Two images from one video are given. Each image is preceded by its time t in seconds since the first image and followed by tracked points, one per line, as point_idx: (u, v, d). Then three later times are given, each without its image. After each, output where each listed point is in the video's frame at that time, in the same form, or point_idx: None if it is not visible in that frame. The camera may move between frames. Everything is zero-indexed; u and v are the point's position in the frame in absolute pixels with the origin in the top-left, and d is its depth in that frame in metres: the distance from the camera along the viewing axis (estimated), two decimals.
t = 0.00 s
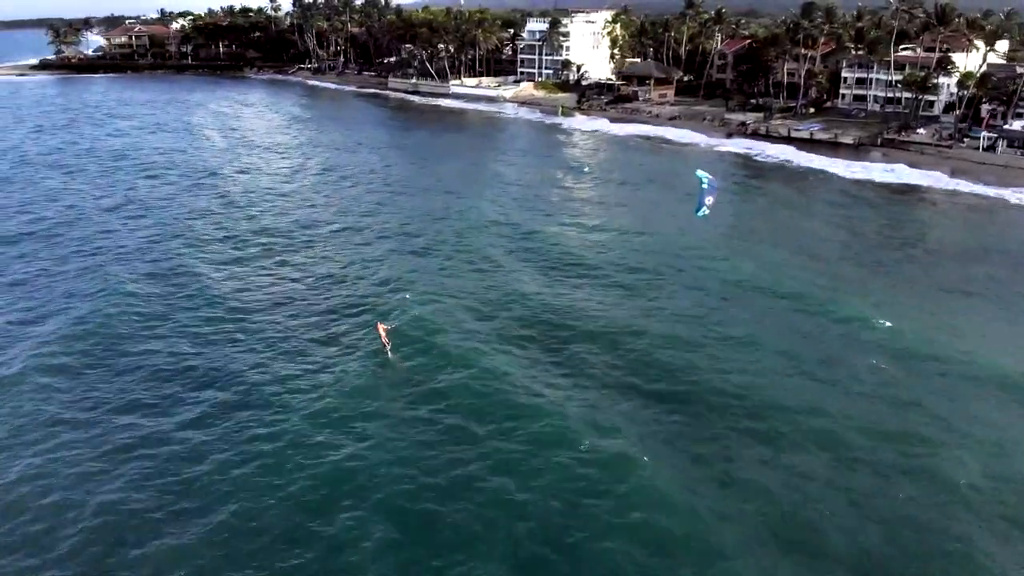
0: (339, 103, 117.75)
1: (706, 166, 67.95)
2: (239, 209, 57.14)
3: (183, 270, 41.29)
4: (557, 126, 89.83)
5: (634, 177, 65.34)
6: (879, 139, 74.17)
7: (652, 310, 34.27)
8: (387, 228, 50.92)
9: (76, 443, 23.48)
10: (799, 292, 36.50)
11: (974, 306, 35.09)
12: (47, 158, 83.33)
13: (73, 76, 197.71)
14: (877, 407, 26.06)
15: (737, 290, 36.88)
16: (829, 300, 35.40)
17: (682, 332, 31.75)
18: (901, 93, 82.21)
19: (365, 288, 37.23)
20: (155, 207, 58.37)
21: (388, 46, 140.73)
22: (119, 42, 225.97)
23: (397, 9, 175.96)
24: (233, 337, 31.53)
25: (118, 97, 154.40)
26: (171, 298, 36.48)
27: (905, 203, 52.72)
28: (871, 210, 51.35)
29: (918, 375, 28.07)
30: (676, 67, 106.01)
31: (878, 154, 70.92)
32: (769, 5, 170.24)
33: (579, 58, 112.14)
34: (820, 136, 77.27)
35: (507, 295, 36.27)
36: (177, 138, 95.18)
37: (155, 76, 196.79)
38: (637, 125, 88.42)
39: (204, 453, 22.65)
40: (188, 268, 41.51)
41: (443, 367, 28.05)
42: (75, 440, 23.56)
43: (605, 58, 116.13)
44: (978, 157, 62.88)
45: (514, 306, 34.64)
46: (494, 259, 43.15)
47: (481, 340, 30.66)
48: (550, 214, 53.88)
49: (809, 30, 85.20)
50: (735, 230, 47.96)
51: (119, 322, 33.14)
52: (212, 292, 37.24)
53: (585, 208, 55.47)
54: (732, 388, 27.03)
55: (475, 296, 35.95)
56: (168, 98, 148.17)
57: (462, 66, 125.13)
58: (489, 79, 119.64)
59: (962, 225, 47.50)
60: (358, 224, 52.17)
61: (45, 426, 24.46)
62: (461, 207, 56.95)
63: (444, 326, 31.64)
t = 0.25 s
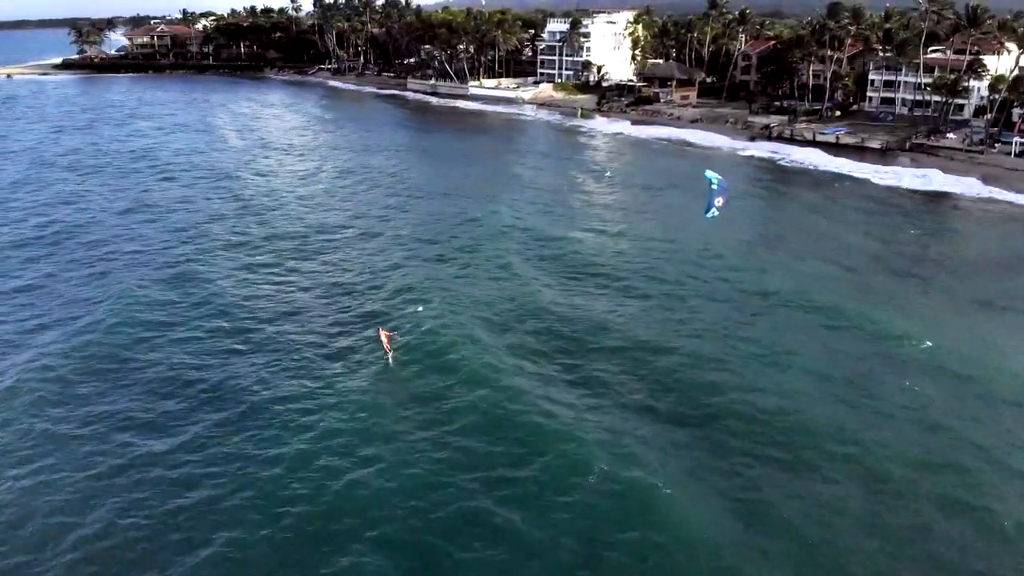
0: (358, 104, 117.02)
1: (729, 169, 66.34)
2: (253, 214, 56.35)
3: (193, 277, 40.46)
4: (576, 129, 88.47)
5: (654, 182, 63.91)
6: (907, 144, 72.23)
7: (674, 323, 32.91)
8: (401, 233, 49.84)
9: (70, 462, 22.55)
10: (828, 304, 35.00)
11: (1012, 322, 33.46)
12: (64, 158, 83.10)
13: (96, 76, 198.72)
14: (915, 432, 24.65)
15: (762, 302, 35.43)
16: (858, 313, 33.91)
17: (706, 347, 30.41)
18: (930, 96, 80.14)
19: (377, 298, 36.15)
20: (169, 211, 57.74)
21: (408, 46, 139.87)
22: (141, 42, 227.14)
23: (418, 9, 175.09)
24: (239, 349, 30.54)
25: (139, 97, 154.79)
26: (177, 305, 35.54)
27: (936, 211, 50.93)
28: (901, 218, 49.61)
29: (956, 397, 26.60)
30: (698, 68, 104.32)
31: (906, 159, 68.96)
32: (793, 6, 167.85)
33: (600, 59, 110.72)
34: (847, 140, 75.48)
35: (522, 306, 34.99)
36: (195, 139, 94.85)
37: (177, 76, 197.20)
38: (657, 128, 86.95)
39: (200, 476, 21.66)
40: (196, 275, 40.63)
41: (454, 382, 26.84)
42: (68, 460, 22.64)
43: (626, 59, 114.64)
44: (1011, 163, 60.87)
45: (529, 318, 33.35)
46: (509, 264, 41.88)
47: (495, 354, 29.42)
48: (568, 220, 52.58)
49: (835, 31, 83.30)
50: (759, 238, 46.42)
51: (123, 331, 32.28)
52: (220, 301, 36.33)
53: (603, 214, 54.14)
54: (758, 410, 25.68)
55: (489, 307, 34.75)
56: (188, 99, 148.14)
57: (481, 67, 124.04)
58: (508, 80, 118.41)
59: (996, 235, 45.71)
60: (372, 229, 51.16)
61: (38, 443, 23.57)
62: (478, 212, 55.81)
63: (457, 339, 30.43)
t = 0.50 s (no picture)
0: (371, 105, 115.96)
1: (748, 173, 64.63)
2: (259, 217, 55.16)
3: (193, 284, 39.23)
4: (592, 131, 86.94)
5: (671, 187, 62.29)
6: (931, 148, 70.20)
7: (692, 338, 31.36)
8: (410, 240, 48.53)
9: (50, 488, 21.33)
10: (854, 319, 33.36)
11: None
12: (75, 159, 82.44)
13: (112, 76, 199.12)
14: (951, 466, 23.06)
15: (784, 315, 33.82)
16: (887, 329, 32.25)
17: (725, 366, 28.86)
18: (955, 99, 78.10)
19: (380, 307, 34.76)
20: (174, 214, 56.68)
21: (422, 46, 138.71)
22: (157, 42, 227.69)
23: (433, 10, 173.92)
24: (235, 359, 29.19)
25: (154, 97, 154.59)
26: (173, 311, 34.27)
27: (963, 220, 49.07)
28: (928, 226, 47.79)
29: (994, 425, 24.98)
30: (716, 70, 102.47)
31: (930, 165, 67.02)
32: (812, 7, 165.66)
33: (615, 60, 109.12)
34: (869, 145, 73.42)
35: (532, 315, 33.49)
36: (206, 140, 94.02)
37: (192, 77, 196.98)
38: (674, 131, 85.24)
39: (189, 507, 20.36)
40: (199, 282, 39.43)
41: (460, 399, 25.46)
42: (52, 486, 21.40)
43: (642, 60, 113.00)
44: None
45: (539, 329, 31.83)
46: (519, 273, 40.43)
47: (501, 367, 27.92)
48: (581, 226, 51.08)
49: (857, 32, 81.33)
50: (780, 246, 44.73)
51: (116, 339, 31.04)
52: (218, 307, 35.03)
53: (618, 219, 52.60)
54: (782, 440, 24.12)
55: (497, 316, 33.24)
56: (202, 99, 147.57)
57: (495, 68, 122.74)
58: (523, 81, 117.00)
59: None
60: (380, 235, 49.87)
61: (21, 467, 22.33)
62: (488, 217, 54.40)
63: (462, 351, 28.98)
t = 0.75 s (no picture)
0: (373, 107, 114.81)
1: (756, 176, 63.11)
2: (257, 220, 54.02)
3: (185, 290, 38.10)
4: (596, 134, 85.55)
5: (676, 190, 60.88)
6: (942, 152, 68.53)
7: (700, 352, 30.15)
8: (408, 246, 47.21)
9: (17, 521, 20.11)
10: (869, 332, 32.06)
11: None
12: (71, 160, 81.34)
13: (115, 76, 198.43)
14: (977, 494, 21.84)
15: (796, 327, 32.56)
16: (904, 343, 30.98)
17: (736, 383, 27.66)
18: (966, 102, 76.53)
19: (376, 317, 33.59)
20: (170, 217, 55.58)
21: (425, 47, 137.50)
22: (160, 42, 227.01)
23: (437, 10, 172.76)
24: (225, 374, 28.09)
25: (157, 98, 153.74)
26: (164, 323, 33.18)
27: (978, 226, 47.66)
28: (942, 232, 46.27)
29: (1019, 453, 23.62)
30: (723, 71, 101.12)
31: (941, 168, 65.49)
32: (819, 7, 164.21)
33: (621, 61, 107.71)
34: (877, 148, 71.47)
35: (534, 325, 32.32)
36: (206, 141, 92.92)
37: (195, 77, 196.23)
38: (679, 133, 83.78)
39: (163, 545, 19.11)
40: (189, 290, 38.21)
41: (453, 421, 24.21)
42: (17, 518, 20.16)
43: (647, 61, 111.56)
44: None
45: (541, 341, 30.64)
46: (521, 279, 39.20)
47: (502, 383, 26.74)
48: (584, 230, 49.72)
49: (867, 33, 79.83)
50: (790, 253, 43.33)
51: (103, 352, 29.98)
52: (210, 317, 33.93)
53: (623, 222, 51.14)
54: (796, 465, 22.92)
55: (498, 326, 32.03)
56: (204, 100, 146.60)
57: (499, 69, 121.46)
58: (527, 82, 115.66)
59: None
60: (377, 240, 48.59)
61: None
62: (490, 222, 53.12)
63: (457, 368, 27.73)
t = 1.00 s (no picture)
0: (367, 108, 113.19)
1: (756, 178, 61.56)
2: (244, 224, 52.42)
3: (165, 301, 36.56)
4: (593, 135, 83.97)
5: (675, 192, 59.33)
6: (947, 155, 66.88)
7: (703, 366, 28.67)
8: (397, 249, 45.62)
9: None
10: (878, 345, 30.54)
11: None
12: (58, 162, 79.70)
13: (109, 77, 196.52)
14: (1000, 528, 20.36)
15: (804, 339, 31.07)
16: (919, 356, 29.60)
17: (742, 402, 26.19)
18: (970, 103, 75.02)
19: (363, 330, 32.08)
20: (156, 222, 54.02)
21: (421, 47, 135.84)
22: (154, 42, 225.12)
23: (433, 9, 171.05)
24: (202, 395, 26.61)
25: (150, 98, 151.95)
26: (142, 339, 31.70)
27: (988, 229, 46.15)
28: (950, 236, 44.70)
29: None
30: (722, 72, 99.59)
31: (946, 172, 63.98)
32: (818, 8, 162.64)
33: (619, 61, 106.10)
34: (881, 150, 69.67)
35: (529, 336, 30.75)
36: (196, 142, 91.18)
37: (189, 77, 194.55)
38: (677, 134, 82.11)
39: None
40: (168, 300, 36.68)
41: (439, 448, 22.70)
42: None
43: (645, 61, 109.93)
44: None
45: (535, 355, 29.11)
46: (515, 282, 37.51)
47: (493, 402, 25.27)
48: (580, 230, 48.05)
49: (869, 33, 78.30)
50: (794, 256, 41.74)
51: (75, 372, 28.50)
52: (190, 332, 32.43)
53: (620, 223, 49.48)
54: (808, 495, 21.50)
55: (491, 338, 30.52)
56: (196, 100, 144.90)
57: (495, 70, 119.83)
58: (524, 82, 114.04)
59: None
60: (365, 245, 47.00)
61: None
62: (483, 223, 51.48)
63: (445, 387, 26.23)
